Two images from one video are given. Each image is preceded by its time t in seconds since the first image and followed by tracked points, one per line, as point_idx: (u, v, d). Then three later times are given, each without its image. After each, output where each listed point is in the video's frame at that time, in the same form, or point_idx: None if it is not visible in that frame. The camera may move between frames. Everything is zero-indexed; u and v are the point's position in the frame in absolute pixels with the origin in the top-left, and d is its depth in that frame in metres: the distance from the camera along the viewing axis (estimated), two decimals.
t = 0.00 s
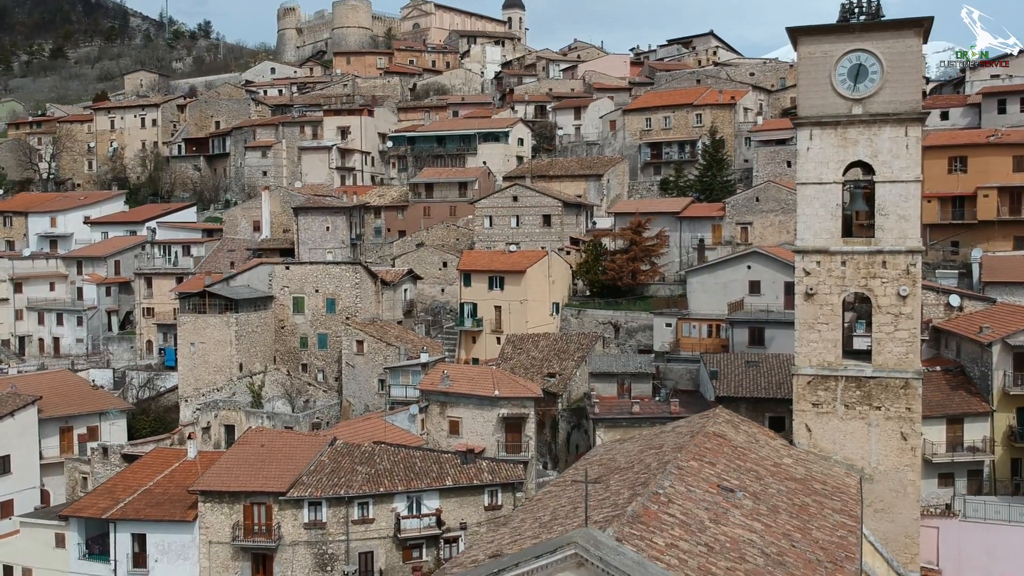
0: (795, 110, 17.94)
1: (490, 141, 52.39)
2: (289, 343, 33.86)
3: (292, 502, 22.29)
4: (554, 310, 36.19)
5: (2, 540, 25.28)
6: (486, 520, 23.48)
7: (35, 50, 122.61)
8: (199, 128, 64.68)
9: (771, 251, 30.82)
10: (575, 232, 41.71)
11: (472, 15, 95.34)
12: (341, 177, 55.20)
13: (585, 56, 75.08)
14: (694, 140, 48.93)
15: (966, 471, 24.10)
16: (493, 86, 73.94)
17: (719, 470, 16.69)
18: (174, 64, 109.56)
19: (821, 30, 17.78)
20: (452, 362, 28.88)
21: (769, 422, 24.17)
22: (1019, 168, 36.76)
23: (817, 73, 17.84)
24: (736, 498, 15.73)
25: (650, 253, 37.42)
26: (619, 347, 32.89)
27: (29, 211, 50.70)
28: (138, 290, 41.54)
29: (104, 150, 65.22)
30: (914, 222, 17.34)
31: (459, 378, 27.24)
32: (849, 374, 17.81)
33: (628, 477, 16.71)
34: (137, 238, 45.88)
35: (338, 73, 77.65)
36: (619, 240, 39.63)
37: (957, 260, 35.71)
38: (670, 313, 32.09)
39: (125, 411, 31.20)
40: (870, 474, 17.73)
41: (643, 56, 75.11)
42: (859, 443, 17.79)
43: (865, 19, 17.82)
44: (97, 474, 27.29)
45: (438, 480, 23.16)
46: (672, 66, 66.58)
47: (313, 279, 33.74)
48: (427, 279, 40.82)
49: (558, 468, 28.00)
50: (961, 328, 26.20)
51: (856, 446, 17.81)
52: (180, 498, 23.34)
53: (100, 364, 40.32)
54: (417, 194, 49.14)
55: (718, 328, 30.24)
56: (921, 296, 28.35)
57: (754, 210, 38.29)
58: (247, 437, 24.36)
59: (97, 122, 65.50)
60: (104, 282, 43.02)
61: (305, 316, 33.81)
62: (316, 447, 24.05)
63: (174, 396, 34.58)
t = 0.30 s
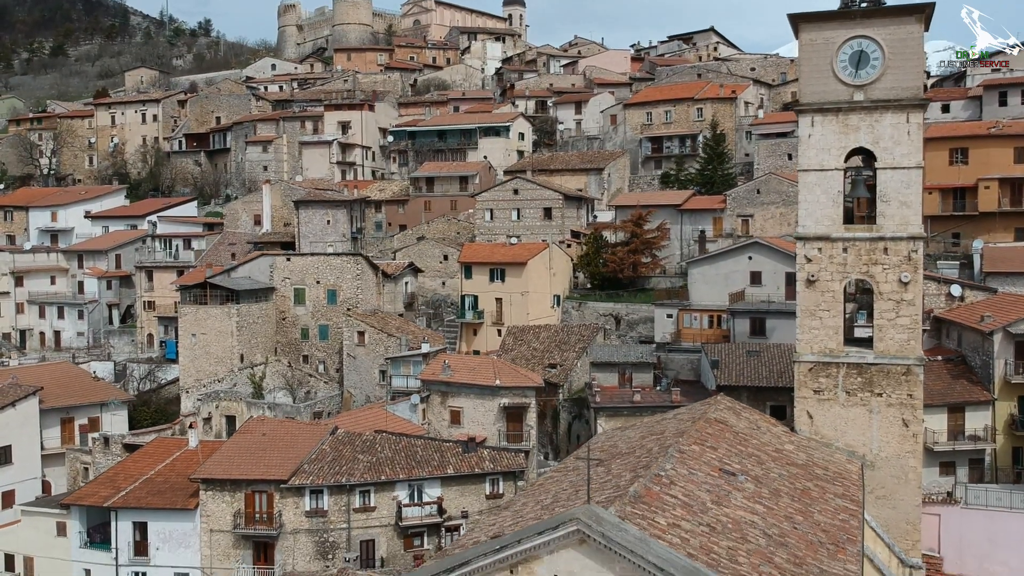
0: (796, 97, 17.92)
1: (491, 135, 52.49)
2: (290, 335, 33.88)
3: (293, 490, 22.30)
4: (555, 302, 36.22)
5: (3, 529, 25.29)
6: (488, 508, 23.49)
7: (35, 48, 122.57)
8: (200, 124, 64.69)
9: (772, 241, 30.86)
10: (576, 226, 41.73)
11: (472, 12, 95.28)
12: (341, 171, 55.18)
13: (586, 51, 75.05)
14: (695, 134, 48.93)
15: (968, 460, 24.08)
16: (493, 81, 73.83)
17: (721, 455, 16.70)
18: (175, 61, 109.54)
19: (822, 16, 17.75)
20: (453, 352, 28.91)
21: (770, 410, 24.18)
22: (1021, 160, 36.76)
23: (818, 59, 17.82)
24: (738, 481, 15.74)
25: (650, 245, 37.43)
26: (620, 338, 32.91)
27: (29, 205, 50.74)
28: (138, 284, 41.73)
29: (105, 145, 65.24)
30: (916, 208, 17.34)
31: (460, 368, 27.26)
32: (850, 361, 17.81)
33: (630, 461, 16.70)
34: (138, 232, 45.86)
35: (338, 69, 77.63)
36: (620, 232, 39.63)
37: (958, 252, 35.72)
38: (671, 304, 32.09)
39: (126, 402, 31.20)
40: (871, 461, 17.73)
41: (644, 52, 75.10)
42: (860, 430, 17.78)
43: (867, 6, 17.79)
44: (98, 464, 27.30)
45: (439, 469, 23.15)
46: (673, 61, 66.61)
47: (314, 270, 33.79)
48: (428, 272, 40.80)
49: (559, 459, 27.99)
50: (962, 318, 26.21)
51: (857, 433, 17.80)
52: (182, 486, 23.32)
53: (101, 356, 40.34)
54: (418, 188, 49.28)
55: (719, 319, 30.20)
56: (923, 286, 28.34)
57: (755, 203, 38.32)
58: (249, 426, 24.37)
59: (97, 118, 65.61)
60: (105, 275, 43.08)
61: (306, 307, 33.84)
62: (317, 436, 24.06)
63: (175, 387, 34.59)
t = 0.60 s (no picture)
0: (796, 87, 17.92)
1: (491, 132, 52.53)
2: (290, 328, 33.91)
3: (293, 481, 22.29)
4: (555, 297, 36.20)
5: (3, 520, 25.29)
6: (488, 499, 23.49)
7: (36, 47, 122.51)
8: (200, 121, 64.66)
9: (773, 235, 30.89)
10: (576, 221, 41.74)
11: (473, 11, 95.25)
12: (342, 168, 55.15)
13: (587, 49, 75.04)
14: (695, 131, 48.93)
15: (968, 451, 24.07)
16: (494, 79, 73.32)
17: (721, 442, 16.68)
18: (175, 60, 109.59)
19: (822, 5, 17.73)
20: (453, 345, 28.92)
21: (770, 401, 24.17)
22: (1021, 153, 36.74)
23: (819, 49, 17.81)
24: (738, 468, 15.74)
25: (650, 240, 37.44)
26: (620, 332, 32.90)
27: (30, 201, 50.79)
28: (139, 279, 41.74)
29: (105, 142, 65.26)
30: (916, 197, 17.33)
31: (460, 360, 27.26)
32: (850, 351, 17.78)
33: (630, 449, 16.69)
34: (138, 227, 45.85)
35: (338, 67, 77.61)
36: (620, 227, 39.63)
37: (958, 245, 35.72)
38: (671, 297, 32.09)
39: (126, 396, 31.28)
40: (871, 451, 17.71)
41: (644, 50, 75.11)
42: (861, 420, 17.75)
43: None
44: (98, 456, 27.30)
45: (439, 459, 23.13)
46: (673, 58, 66.64)
47: (315, 264, 33.83)
48: (428, 267, 40.79)
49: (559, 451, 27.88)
50: (963, 309, 26.23)
51: (857, 423, 17.78)
52: (182, 477, 23.30)
53: (101, 351, 40.36)
54: (419, 184, 48.89)
55: (719, 312, 30.16)
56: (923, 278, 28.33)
57: (755, 197, 38.36)
58: (249, 418, 24.36)
59: (98, 115, 65.69)
60: (105, 271, 43.06)
61: (306, 300, 33.86)
62: (318, 427, 24.05)
63: (175, 382, 34.59)
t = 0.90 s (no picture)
0: (796, 75, 17.93)
1: (491, 126, 52.28)
2: (290, 320, 33.97)
3: (292, 470, 22.31)
4: (554, 290, 36.19)
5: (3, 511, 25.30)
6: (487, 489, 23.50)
7: (36, 45, 122.38)
8: (200, 116, 64.63)
9: (772, 227, 30.90)
10: (576, 215, 41.73)
11: (473, 7, 95.18)
12: (341, 162, 55.14)
13: (587, 45, 74.99)
14: (695, 125, 48.93)
15: (967, 441, 24.06)
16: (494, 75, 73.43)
17: (720, 428, 16.69)
18: (176, 57, 109.56)
19: None
20: (452, 336, 28.96)
21: (770, 391, 24.16)
22: (1021, 146, 36.74)
23: (818, 37, 17.81)
24: (737, 453, 15.74)
25: (650, 233, 37.45)
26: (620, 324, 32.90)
27: (30, 196, 50.82)
28: (138, 273, 41.73)
29: (105, 138, 65.30)
30: (915, 185, 17.29)
31: (460, 351, 27.29)
32: (850, 339, 17.78)
33: (629, 435, 16.70)
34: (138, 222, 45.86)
35: (339, 63, 77.55)
36: (620, 220, 39.65)
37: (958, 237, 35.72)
38: (670, 290, 32.10)
39: (125, 388, 31.29)
40: (870, 439, 17.71)
41: (644, 46, 75.08)
42: (860, 408, 17.75)
43: None
44: (97, 447, 27.30)
45: (439, 449, 23.14)
46: (673, 54, 66.65)
47: (314, 256, 33.88)
48: (428, 261, 40.78)
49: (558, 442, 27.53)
50: (962, 300, 26.23)
51: (856, 411, 17.78)
52: (182, 467, 23.31)
53: (101, 345, 40.37)
54: (419, 178, 49.28)
55: (719, 304, 30.16)
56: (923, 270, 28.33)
57: (755, 190, 38.54)
58: (249, 408, 24.36)
59: (98, 110, 65.74)
60: (105, 265, 43.09)
61: (306, 293, 33.90)
62: (317, 417, 24.07)
63: (175, 374, 34.59)
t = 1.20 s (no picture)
0: (794, 64, 17.92)
1: (491, 122, 52.60)
2: (289, 313, 34.04)
3: (292, 459, 22.32)
4: (554, 284, 36.18)
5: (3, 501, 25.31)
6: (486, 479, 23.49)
7: (37, 43, 122.31)
8: (200, 112, 64.62)
9: (772, 219, 30.95)
10: (575, 209, 41.74)
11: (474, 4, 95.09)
12: (341, 158, 55.05)
13: (587, 41, 74.95)
14: (695, 120, 48.94)
15: (966, 431, 24.06)
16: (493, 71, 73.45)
17: (718, 414, 16.69)
18: (176, 55, 109.53)
19: None
20: (451, 328, 29.00)
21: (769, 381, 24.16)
22: (1020, 138, 36.73)
23: (817, 26, 17.80)
24: (735, 438, 15.74)
25: (650, 226, 37.47)
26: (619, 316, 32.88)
27: (30, 191, 50.87)
28: (138, 267, 41.70)
29: (105, 134, 65.37)
30: (914, 173, 17.26)
31: (459, 343, 27.31)
32: (848, 327, 17.77)
33: (627, 420, 16.70)
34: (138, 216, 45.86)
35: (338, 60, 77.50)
36: (619, 214, 39.67)
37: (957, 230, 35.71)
38: (669, 282, 32.12)
39: (125, 380, 31.32)
40: (869, 427, 17.69)
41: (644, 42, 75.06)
42: (859, 397, 17.74)
43: None
44: (97, 438, 27.30)
45: (438, 439, 23.15)
46: (673, 50, 66.63)
47: (314, 249, 33.97)
48: (428, 255, 40.77)
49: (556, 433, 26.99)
50: (961, 291, 26.22)
51: (855, 400, 17.76)
52: (180, 456, 23.30)
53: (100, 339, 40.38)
54: (418, 173, 49.31)
55: (718, 296, 30.16)
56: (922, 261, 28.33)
57: (754, 183, 38.45)
58: (248, 398, 24.36)
59: (97, 106, 65.76)
60: (105, 259, 43.10)
61: (306, 285, 33.96)
62: (317, 407, 24.08)
63: (174, 367, 34.60)
